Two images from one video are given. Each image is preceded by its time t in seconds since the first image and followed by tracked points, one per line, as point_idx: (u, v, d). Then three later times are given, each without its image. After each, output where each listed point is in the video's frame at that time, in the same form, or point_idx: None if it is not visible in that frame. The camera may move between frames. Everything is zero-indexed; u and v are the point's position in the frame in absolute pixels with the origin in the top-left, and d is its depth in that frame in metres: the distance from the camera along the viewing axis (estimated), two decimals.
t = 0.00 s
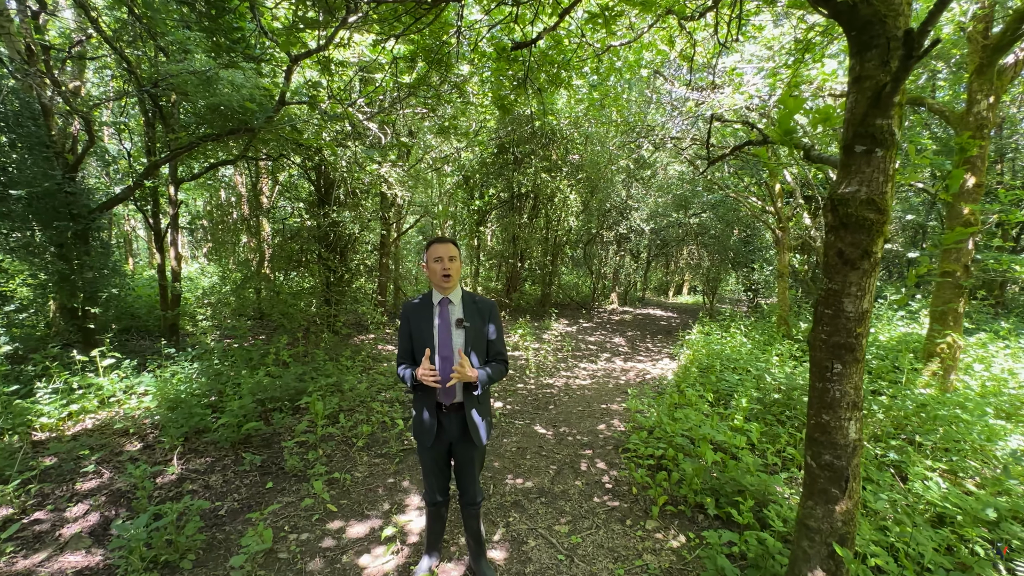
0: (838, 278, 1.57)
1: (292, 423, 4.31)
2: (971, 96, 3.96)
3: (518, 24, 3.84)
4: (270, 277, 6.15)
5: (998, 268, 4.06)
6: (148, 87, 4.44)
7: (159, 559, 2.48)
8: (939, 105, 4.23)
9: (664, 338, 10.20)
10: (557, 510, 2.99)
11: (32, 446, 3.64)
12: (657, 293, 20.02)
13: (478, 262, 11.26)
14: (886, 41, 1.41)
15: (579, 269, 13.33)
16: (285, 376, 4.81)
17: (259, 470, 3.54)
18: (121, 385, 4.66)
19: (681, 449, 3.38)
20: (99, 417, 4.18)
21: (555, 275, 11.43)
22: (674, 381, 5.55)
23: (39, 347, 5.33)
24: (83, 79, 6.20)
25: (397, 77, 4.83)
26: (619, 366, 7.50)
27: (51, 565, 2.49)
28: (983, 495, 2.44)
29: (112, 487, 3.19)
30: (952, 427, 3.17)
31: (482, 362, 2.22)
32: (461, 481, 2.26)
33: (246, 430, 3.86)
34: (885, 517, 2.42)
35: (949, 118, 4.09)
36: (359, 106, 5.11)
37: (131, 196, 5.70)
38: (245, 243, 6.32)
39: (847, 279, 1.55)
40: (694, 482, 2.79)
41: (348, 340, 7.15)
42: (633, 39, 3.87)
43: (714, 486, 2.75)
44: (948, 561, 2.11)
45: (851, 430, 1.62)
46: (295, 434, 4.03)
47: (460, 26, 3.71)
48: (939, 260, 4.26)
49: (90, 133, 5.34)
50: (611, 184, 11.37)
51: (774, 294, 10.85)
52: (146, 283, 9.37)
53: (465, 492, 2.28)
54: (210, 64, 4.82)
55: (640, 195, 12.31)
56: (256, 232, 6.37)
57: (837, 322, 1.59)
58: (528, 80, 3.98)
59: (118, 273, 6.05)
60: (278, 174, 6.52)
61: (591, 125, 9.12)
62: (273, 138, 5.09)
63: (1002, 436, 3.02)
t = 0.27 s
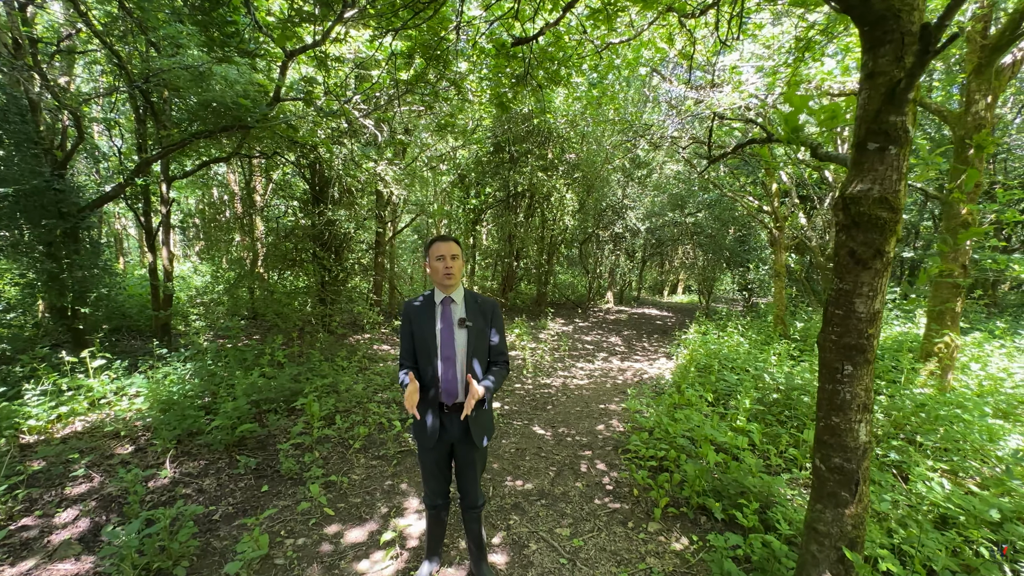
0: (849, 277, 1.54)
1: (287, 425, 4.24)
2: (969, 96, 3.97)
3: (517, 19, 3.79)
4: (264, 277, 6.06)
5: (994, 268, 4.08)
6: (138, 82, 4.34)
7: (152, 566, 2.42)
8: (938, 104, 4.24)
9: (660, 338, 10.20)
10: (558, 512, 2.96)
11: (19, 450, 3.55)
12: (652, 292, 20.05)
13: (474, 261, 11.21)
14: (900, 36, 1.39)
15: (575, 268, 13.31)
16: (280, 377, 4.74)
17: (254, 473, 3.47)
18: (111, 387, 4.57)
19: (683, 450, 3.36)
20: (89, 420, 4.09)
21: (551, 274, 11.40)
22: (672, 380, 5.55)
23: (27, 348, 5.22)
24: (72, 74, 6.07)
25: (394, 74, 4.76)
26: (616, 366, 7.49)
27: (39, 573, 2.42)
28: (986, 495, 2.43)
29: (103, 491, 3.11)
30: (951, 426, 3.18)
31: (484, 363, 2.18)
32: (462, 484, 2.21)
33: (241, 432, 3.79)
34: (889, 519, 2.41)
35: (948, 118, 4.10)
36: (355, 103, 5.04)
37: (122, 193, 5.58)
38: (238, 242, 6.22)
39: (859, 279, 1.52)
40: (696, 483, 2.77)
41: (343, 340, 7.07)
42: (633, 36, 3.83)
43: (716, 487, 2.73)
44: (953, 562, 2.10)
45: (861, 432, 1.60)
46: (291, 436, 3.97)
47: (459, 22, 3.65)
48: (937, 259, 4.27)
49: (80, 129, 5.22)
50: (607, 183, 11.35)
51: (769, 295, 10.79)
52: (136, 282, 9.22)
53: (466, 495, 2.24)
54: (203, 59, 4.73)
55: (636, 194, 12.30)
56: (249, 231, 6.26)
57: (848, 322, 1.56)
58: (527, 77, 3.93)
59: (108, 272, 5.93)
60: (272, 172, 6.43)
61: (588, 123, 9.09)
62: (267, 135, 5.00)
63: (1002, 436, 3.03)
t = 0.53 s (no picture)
0: (861, 278, 1.52)
1: (283, 426, 4.18)
2: (969, 95, 3.97)
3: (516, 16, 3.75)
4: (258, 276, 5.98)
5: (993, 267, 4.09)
6: (130, 77, 4.25)
7: (146, 573, 2.36)
8: (937, 104, 4.24)
9: (657, 337, 10.20)
10: (559, 514, 2.92)
11: (8, 453, 3.46)
12: (648, 291, 20.05)
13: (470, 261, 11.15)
14: (915, 32, 1.37)
15: (572, 267, 13.30)
16: (275, 377, 4.67)
17: (250, 476, 3.42)
18: (103, 388, 4.48)
19: (684, 450, 3.34)
20: (80, 422, 4.01)
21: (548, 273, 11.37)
22: (671, 380, 5.54)
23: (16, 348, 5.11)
24: (62, 69, 5.96)
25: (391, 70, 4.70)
26: (614, 365, 7.47)
27: None
28: (990, 495, 2.43)
29: (95, 495, 3.04)
30: (950, 425, 3.19)
31: (487, 364, 2.14)
32: (463, 487, 2.17)
33: (236, 434, 3.72)
34: (893, 520, 2.40)
35: (947, 117, 4.11)
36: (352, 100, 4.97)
37: (114, 191, 5.47)
38: (232, 241, 6.13)
39: (871, 278, 1.49)
40: (699, 485, 2.74)
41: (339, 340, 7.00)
42: (633, 34, 3.80)
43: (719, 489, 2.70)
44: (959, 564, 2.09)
45: (872, 435, 1.58)
46: (287, 438, 3.91)
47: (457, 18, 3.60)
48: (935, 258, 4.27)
49: (70, 125, 5.11)
50: (604, 183, 11.34)
51: (765, 294, 10.69)
52: (128, 281, 9.08)
53: (468, 498, 2.20)
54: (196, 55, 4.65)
55: (633, 193, 12.30)
56: (243, 230, 6.17)
57: (860, 323, 1.54)
58: (526, 74, 3.89)
59: (99, 271, 5.82)
60: (267, 170, 6.34)
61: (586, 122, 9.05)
62: (262, 132, 4.92)
63: (1002, 436, 3.03)
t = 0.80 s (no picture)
0: (870, 277, 1.49)
1: (280, 427, 4.13)
2: (968, 95, 3.97)
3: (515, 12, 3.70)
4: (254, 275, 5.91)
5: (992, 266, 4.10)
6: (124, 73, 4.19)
7: None
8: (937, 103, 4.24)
9: (655, 336, 10.19)
10: (560, 515, 2.89)
11: None
12: (645, 290, 20.05)
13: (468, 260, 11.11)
14: (927, 26, 1.34)
15: (569, 266, 13.27)
16: (272, 377, 4.62)
17: (247, 478, 3.37)
18: (97, 389, 4.42)
19: (685, 450, 3.32)
20: (74, 423, 3.94)
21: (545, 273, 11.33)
22: (670, 379, 5.52)
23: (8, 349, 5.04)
24: (54, 66, 5.86)
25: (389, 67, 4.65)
26: (613, 365, 7.46)
27: None
28: (993, 495, 2.42)
29: (88, 498, 2.99)
30: (952, 425, 3.19)
31: (489, 363, 2.11)
32: (465, 489, 2.14)
33: (232, 436, 3.68)
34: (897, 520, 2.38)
35: (947, 116, 4.10)
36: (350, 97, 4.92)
37: (107, 189, 5.39)
38: (228, 240, 6.06)
39: (881, 277, 1.47)
40: (701, 485, 2.72)
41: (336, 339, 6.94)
42: (634, 31, 3.77)
43: (722, 489, 2.68)
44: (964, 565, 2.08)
45: (881, 436, 1.56)
46: (284, 439, 3.86)
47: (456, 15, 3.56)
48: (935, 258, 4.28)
49: (62, 122, 5.04)
50: (602, 181, 11.31)
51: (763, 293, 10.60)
52: (122, 280, 8.98)
53: (469, 500, 2.16)
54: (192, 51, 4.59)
55: (631, 192, 12.28)
56: (239, 229, 6.09)
57: (868, 323, 1.51)
58: (526, 71, 3.85)
59: (92, 270, 5.74)
60: (263, 168, 6.28)
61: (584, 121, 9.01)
62: (259, 129, 4.86)
63: (1004, 435, 3.03)
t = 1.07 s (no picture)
0: (879, 274, 1.47)
1: (278, 427, 4.09)
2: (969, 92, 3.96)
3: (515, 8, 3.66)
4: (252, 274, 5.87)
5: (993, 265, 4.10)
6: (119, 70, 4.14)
7: None
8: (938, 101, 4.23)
9: (654, 335, 10.18)
10: (561, 516, 2.87)
11: None
12: (644, 289, 20.04)
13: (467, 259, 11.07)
14: (938, 19, 1.32)
15: (568, 266, 13.24)
16: (269, 377, 4.58)
17: (245, 479, 3.34)
18: (92, 389, 4.37)
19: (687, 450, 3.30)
20: (69, 424, 3.90)
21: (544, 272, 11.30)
22: (670, 379, 5.50)
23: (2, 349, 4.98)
24: (48, 62, 5.80)
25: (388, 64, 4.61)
26: (612, 364, 7.44)
27: None
28: (997, 494, 2.41)
29: (83, 500, 2.94)
30: (954, 424, 3.18)
31: (490, 363, 2.08)
32: (466, 490, 2.12)
33: (230, 436, 3.64)
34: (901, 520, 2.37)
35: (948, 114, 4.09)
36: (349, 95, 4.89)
37: (102, 187, 5.33)
38: (225, 239, 6.01)
39: (889, 274, 1.45)
40: (704, 485, 2.70)
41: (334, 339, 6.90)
42: (635, 27, 3.73)
43: (725, 489, 2.66)
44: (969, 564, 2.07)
45: (889, 435, 1.54)
46: (283, 440, 3.83)
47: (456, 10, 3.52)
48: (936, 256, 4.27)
49: (56, 120, 4.97)
50: (601, 180, 11.28)
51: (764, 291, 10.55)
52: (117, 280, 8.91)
53: (470, 502, 2.14)
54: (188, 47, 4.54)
55: (630, 191, 12.26)
56: (236, 228, 6.04)
57: (876, 321, 1.49)
58: (526, 68, 3.81)
59: (88, 269, 5.69)
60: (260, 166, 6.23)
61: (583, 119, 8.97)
62: (256, 127, 4.81)
63: (1006, 434, 3.03)
